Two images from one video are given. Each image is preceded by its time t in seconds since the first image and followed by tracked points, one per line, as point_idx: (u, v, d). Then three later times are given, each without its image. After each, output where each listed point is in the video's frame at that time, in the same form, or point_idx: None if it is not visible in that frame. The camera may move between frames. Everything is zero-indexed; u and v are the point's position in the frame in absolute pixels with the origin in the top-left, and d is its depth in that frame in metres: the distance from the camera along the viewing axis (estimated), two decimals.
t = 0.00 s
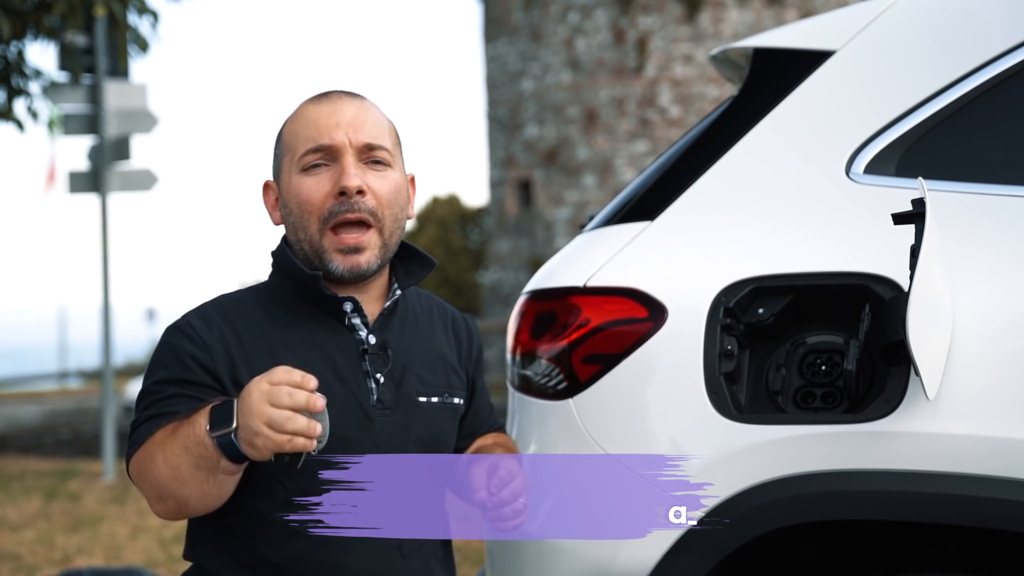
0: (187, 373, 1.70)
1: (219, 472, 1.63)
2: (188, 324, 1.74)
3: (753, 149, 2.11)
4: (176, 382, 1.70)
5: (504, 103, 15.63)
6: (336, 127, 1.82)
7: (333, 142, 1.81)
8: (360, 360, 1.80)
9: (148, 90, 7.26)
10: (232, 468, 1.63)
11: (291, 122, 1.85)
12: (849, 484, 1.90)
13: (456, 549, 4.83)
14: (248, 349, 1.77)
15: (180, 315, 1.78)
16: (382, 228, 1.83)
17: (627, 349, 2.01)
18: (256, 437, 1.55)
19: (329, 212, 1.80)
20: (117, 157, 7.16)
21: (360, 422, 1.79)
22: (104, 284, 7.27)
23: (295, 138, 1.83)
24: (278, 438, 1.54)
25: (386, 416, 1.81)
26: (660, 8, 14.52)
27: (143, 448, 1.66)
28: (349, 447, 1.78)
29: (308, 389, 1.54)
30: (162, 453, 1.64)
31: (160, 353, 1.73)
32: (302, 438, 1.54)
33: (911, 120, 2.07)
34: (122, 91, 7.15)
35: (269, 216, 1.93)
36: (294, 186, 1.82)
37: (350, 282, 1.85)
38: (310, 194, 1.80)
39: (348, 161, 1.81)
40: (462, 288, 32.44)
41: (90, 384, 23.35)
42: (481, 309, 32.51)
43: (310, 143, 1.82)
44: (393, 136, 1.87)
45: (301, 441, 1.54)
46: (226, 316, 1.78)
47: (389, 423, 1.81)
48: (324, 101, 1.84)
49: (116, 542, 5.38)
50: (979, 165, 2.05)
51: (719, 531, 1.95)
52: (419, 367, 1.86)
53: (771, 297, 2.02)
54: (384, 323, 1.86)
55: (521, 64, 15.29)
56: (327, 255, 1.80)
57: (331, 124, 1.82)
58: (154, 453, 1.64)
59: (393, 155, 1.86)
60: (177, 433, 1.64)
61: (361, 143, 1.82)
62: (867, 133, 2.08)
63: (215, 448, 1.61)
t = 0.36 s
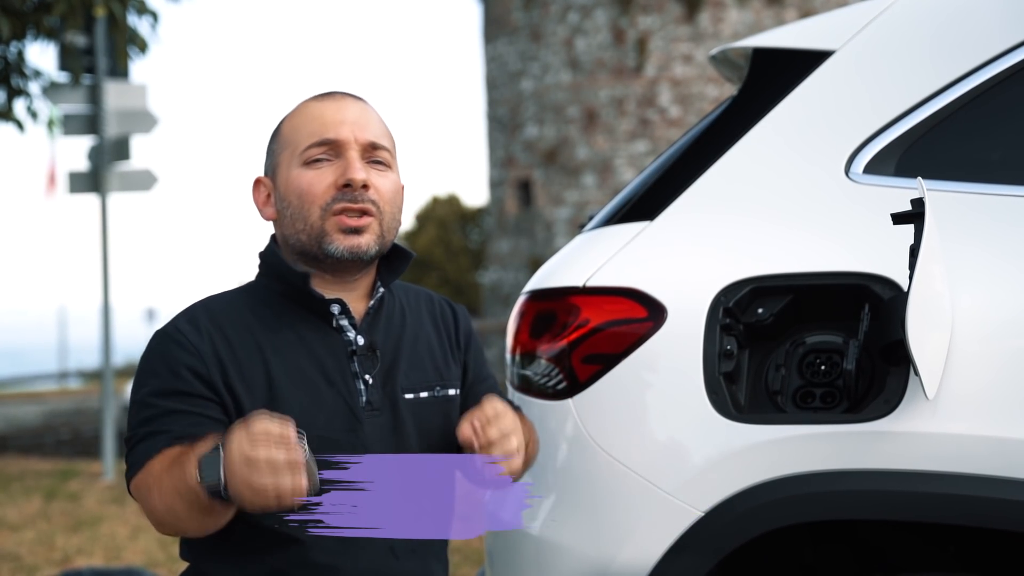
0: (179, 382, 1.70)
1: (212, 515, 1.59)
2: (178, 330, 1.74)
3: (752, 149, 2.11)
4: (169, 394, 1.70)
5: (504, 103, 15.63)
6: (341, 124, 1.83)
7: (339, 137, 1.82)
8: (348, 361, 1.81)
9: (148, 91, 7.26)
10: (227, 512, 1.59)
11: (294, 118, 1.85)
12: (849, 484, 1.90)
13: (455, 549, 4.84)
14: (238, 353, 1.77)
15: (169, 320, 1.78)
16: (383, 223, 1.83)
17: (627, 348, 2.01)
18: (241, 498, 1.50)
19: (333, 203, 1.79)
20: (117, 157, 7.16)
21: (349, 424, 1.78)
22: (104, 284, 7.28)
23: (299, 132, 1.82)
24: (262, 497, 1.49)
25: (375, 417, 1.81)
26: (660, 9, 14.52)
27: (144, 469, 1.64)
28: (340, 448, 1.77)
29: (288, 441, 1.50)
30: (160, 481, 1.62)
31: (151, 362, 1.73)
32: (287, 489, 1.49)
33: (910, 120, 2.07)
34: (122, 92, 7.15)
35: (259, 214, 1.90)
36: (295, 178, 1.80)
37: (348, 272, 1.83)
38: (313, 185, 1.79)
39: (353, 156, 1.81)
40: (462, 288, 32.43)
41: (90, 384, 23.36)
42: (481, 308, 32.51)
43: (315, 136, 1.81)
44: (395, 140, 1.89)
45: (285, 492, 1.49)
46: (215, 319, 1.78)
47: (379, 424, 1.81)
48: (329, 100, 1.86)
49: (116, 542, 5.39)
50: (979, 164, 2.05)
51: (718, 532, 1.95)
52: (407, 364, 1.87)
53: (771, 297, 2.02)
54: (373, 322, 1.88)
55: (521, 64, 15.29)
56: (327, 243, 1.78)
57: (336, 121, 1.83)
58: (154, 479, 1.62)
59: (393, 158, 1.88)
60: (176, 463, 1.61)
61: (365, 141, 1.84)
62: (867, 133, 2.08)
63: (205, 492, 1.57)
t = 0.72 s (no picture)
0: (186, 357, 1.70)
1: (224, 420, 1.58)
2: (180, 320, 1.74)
3: (752, 150, 2.11)
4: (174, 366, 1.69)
5: (504, 103, 15.63)
6: (366, 127, 1.87)
7: (362, 139, 1.85)
8: (346, 362, 1.80)
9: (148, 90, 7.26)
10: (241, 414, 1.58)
11: (319, 115, 1.89)
12: (849, 484, 1.90)
13: (456, 548, 4.83)
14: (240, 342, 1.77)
15: (170, 311, 1.77)
16: (396, 228, 1.85)
17: (627, 348, 2.01)
18: (250, 372, 1.50)
19: (349, 202, 1.81)
20: (117, 157, 7.16)
21: (344, 425, 1.78)
22: (104, 284, 7.28)
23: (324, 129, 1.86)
24: (268, 364, 1.48)
25: (371, 419, 1.79)
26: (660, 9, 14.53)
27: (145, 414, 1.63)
28: (335, 448, 1.77)
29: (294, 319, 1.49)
30: (164, 413, 1.60)
31: (154, 345, 1.72)
32: (296, 361, 1.48)
33: (911, 120, 2.07)
34: (122, 92, 7.15)
35: (269, 202, 1.91)
36: (315, 173, 1.83)
37: (353, 275, 1.84)
38: (331, 182, 1.82)
39: (375, 160, 1.85)
40: (461, 288, 32.43)
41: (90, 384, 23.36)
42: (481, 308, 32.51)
43: (339, 135, 1.85)
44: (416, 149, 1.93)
45: (294, 361, 1.48)
46: (217, 313, 1.78)
47: (375, 426, 1.79)
48: (357, 101, 1.90)
49: (116, 542, 5.38)
50: (979, 165, 2.04)
51: (718, 532, 1.95)
52: (407, 368, 1.84)
53: (771, 297, 2.02)
54: (372, 324, 1.86)
55: (521, 64, 15.29)
56: (338, 242, 1.80)
57: (361, 122, 1.87)
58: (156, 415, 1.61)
59: (411, 165, 1.92)
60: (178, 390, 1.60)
61: (388, 145, 1.87)
62: (867, 133, 2.08)
63: (212, 392, 1.57)
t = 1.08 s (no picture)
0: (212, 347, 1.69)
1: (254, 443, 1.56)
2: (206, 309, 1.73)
3: (752, 149, 2.11)
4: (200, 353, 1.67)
5: (504, 103, 15.63)
6: (373, 122, 1.86)
7: (368, 135, 1.85)
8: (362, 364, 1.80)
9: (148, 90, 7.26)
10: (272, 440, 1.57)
11: (330, 113, 1.89)
12: (850, 484, 1.90)
13: (456, 548, 4.84)
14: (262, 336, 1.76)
15: (194, 300, 1.76)
16: (402, 226, 1.85)
17: (627, 348, 2.01)
18: (284, 402, 1.45)
19: (351, 201, 1.81)
20: (117, 157, 7.16)
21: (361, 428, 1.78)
22: (104, 284, 7.29)
23: (331, 125, 1.86)
24: (299, 401, 1.43)
25: (387, 422, 1.80)
26: (660, 9, 14.52)
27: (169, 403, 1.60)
28: (351, 449, 1.77)
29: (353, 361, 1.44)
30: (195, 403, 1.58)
31: (178, 329, 1.70)
32: (329, 414, 1.42)
33: (911, 120, 2.07)
34: (122, 91, 7.15)
35: (285, 204, 1.93)
36: (320, 171, 1.83)
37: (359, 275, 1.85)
38: (336, 181, 1.82)
39: (381, 156, 1.84)
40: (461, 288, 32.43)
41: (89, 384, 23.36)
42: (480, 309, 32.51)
43: (345, 131, 1.85)
44: (426, 144, 1.92)
45: (326, 411, 1.42)
46: (242, 306, 1.77)
47: (390, 430, 1.80)
48: (366, 99, 1.89)
49: (116, 541, 5.38)
50: (979, 165, 2.04)
51: (719, 532, 1.95)
52: (421, 373, 1.86)
53: (771, 297, 2.02)
54: (390, 328, 1.86)
55: (521, 64, 15.29)
56: (342, 239, 1.80)
57: (369, 119, 1.86)
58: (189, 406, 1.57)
59: (422, 162, 1.90)
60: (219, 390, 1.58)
61: (395, 142, 1.86)
62: (867, 133, 2.08)
63: (243, 411, 1.54)
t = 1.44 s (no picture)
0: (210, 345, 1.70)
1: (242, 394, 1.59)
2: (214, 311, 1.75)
3: (752, 149, 2.11)
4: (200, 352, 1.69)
5: (504, 103, 15.63)
6: (355, 120, 1.86)
7: (351, 134, 1.85)
8: (376, 359, 1.81)
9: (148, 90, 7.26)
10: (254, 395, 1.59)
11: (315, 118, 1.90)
12: (850, 483, 1.90)
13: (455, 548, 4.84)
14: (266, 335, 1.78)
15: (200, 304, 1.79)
16: (397, 219, 1.84)
17: (627, 348, 2.01)
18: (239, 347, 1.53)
19: (343, 201, 1.81)
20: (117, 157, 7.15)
21: (376, 423, 1.78)
22: (104, 284, 7.28)
23: (314, 130, 1.86)
24: (249, 338, 1.51)
25: (402, 417, 1.80)
26: (660, 9, 14.51)
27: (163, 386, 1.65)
28: (366, 443, 1.77)
29: (300, 301, 1.50)
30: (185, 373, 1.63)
31: (183, 333, 1.72)
32: (278, 346, 1.49)
33: (912, 119, 2.07)
34: (122, 91, 7.15)
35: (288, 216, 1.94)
36: (310, 177, 1.84)
37: (364, 274, 1.85)
38: (325, 183, 1.82)
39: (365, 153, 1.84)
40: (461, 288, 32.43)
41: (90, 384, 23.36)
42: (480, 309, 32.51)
43: (328, 134, 1.85)
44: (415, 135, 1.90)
45: (277, 340, 1.49)
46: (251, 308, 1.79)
47: (405, 424, 1.80)
48: (347, 98, 1.89)
49: (116, 541, 5.38)
50: (979, 164, 2.04)
51: (718, 532, 1.95)
52: (435, 369, 1.87)
53: (771, 297, 2.02)
54: (401, 323, 1.87)
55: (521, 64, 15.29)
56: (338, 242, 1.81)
57: (351, 117, 1.86)
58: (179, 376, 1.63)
59: (411, 151, 1.89)
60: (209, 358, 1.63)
61: (379, 135, 1.85)
62: (867, 133, 2.08)
63: (212, 373, 1.59)
